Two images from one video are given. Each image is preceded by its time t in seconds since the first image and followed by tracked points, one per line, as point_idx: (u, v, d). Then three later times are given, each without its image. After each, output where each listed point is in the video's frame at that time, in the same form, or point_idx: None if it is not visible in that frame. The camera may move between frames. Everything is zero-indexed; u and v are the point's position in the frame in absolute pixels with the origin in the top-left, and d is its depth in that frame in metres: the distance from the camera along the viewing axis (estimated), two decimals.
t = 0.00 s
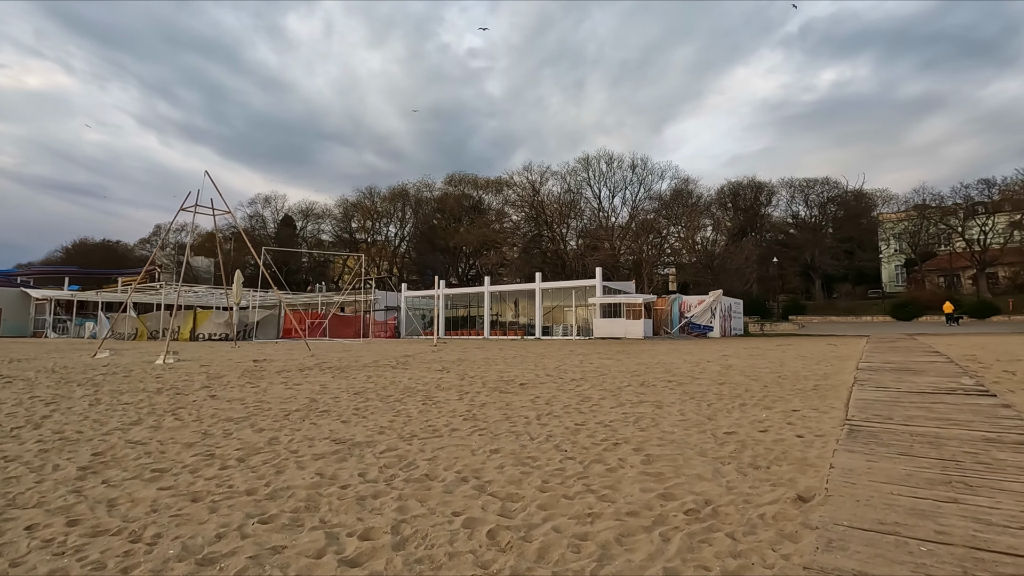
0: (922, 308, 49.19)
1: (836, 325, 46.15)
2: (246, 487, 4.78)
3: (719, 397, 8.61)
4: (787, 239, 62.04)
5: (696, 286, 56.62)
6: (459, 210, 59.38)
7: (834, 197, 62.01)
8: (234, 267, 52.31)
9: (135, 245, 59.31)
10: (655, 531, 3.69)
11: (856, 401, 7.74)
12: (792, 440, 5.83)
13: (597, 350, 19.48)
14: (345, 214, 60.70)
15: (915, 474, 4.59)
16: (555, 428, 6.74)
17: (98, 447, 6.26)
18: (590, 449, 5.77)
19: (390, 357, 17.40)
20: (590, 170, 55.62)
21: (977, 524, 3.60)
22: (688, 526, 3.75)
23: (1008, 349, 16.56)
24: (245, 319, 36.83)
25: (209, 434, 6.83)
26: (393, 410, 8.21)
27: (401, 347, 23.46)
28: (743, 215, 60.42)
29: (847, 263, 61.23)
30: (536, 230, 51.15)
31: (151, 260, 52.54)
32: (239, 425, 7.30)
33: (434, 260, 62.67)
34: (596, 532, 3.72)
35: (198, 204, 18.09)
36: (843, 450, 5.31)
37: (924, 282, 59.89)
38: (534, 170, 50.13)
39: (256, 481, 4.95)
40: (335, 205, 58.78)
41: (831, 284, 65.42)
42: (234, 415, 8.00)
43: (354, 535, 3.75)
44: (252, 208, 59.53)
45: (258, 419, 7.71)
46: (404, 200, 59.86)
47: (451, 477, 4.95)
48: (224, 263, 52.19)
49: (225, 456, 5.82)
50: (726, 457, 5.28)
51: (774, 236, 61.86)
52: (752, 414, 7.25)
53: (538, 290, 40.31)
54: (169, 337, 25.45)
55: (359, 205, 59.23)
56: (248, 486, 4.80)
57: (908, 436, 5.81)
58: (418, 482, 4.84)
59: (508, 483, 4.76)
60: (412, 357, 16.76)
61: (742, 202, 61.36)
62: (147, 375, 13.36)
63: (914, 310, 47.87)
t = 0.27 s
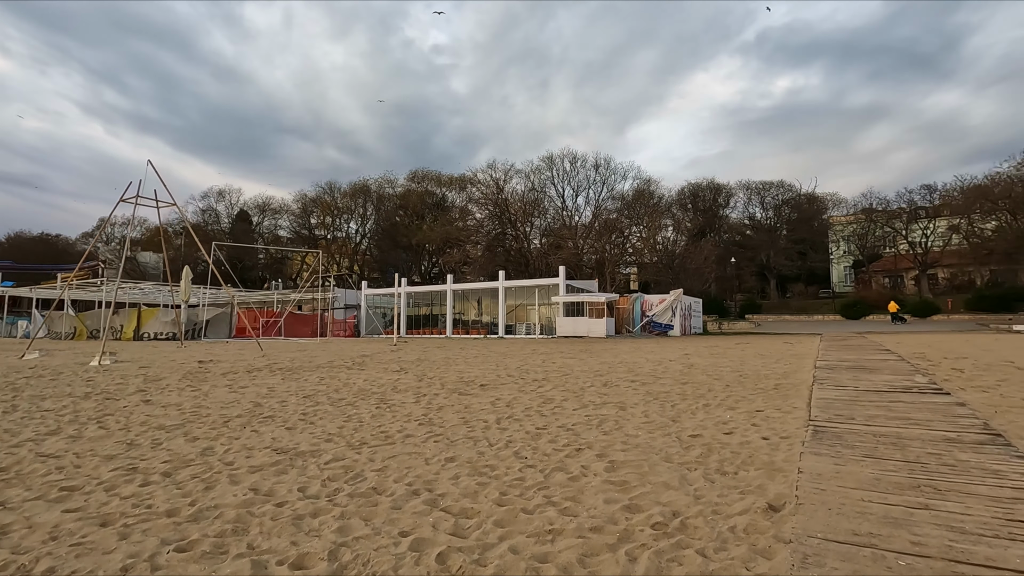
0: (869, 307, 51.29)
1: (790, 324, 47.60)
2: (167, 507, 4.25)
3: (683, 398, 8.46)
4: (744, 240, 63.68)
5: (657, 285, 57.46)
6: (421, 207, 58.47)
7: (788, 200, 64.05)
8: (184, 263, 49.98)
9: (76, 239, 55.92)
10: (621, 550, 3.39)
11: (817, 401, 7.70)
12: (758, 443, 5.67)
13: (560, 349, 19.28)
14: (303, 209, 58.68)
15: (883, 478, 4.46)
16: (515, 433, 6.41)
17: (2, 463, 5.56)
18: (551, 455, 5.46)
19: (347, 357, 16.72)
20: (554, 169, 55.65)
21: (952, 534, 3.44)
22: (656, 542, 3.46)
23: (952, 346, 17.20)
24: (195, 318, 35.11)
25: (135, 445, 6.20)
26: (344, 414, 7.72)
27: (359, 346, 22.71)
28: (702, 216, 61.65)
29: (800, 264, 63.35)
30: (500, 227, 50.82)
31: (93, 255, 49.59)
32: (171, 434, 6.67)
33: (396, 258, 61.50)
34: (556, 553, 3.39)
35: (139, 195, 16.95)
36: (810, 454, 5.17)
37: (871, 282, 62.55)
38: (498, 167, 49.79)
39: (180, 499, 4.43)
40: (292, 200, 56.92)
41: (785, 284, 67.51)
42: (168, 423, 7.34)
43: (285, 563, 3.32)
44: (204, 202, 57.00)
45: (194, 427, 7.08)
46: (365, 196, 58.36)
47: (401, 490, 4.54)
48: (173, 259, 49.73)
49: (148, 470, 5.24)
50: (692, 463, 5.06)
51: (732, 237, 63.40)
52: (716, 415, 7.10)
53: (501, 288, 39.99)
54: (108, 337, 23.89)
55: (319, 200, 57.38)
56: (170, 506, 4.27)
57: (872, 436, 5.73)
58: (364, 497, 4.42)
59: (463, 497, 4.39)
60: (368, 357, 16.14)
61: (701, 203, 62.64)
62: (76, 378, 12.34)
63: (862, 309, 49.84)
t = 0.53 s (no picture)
0: (822, 306, 53.10)
1: (747, 322, 48.81)
2: (67, 537, 3.69)
3: (648, 400, 8.25)
4: (704, 241, 65.01)
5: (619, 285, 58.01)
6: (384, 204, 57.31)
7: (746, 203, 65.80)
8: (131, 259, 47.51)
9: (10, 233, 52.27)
10: None
11: (781, 402, 7.60)
12: (725, 449, 5.45)
13: (524, 349, 18.99)
14: (260, 204, 56.01)
15: (855, 486, 4.28)
16: (474, 441, 6.02)
17: None
18: (511, 466, 5.10)
19: (301, 358, 15.96)
20: (519, 168, 55.47)
21: (931, 548, 3.25)
22: (623, 567, 3.15)
23: (902, 345, 17.75)
24: (140, 317, 33.26)
25: (46, 461, 5.51)
26: (290, 422, 7.16)
27: (316, 346, 21.85)
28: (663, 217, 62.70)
29: (758, 265, 65.06)
30: (464, 225, 50.29)
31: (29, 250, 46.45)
32: (90, 448, 5.99)
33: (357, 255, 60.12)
34: None
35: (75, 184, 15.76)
36: (778, 460, 4.99)
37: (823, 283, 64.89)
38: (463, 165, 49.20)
39: (85, 528, 3.86)
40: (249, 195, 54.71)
41: (743, 284, 69.27)
42: (89, 434, 6.63)
43: None
44: (154, 195, 54.23)
45: (118, 439, 6.41)
46: (326, 192, 56.40)
47: (344, 510, 4.10)
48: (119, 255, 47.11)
49: (55, 492, 4.61)
50: (659, 472, 4.80)
51: (692, 238, 64.64)
52: (682, 418, 6.89)
53: (465, 286, 39.51)
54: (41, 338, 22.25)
55: (277, 195, 54.83)
56: (72, 537, 3.70)
57: (839, 440, 5.60)
58: (302, 520, 3.96)
59: (413, 517, 3.98)
60: (323, 358, 15.43)
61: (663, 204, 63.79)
62: None
63: (816, 309, 51.51)
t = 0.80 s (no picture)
0: (781, 306, 54.49)
1: (710, 322, 49.66)
2: None
3: (614, 403, 7.95)
4: (669, 241, 65.93)
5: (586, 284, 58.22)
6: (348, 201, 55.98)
7: (709, 204, 67.07)
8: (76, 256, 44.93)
9: None
10: None
11: (749, 404, 7.43)
12: (695, 457, 5.18)
13: (489, 349, 18.59)
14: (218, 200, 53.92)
15: (832, 497, 4.03)
16: (429, 452, 5.59)
17: None
18: (468, 479, 4.69)
19: (254, 360, 15.13)
20: (486, 167, 55.04)
21: (919, 570, 3.00)
22: None
23: (860, 344, 18.11)
24: (84, 316, 31.35)
25: None
26: (229, 432, 6.57)
27: (272, 347, 20.90)
28: (630, 217, 63.35)
29: (721, 265, 66.34)
30: (431, 224, 49.52)
31: None
32: None
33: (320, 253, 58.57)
34: None
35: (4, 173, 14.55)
36: (751, 469, 4.73)
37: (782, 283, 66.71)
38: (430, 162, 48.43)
39: None
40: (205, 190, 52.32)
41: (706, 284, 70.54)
42: None
43: None
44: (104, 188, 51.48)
45: (28, 454, 5.70)
46: (288, 187, 54.69)
47: (275, 538, 3.61)
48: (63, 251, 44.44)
49: None
50: (626, 485, 4.47)
51: (658, 238, 65.45)
52: (649, 423, 6.61)
53: (431, 286, 38.87)
54: None
55: (236, 190, 52.87)
56: None
57: (810, 445, 5.39)
58: (224, 551, 3.45)
59: (354, 544, 3.53)
60: (278, 360, 14.69)
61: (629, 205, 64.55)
62: None
63: (776, 309, 52.78)
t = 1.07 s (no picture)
0: (746, 306, 55.53)
1: (678, 322, 50.21)
2: None
3: (580, 408, 7.64)
4: (638, 242, 66.47)
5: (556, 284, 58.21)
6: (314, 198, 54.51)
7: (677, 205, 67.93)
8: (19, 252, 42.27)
9: None
10: None
11: (718, 409, 7.20)
12: (663, 469, 4.88)
13: (455, 350, 18.13)
14: (177, 194, 50.88)
15: (808, 515, 3.76)
16: (379, 466, 5.13)
17: None
18: (418, 499, 4.27)
19: (204, 363, 14.27)
20: (456, 165, 54.36)
21: None
22: None
23: (823, 344, 18.32)
24: (26, 317, 29.42)
25: None
26: (160, 446, 5.98)
27: (228, 349, 19.91)
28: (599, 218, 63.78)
29: (688, 265, 67.17)
30: (400, 222, 48.60)
31: None
32: None
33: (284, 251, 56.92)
34: None
35: None
36: (722, 483, 4.44)
37: (747, 284, 68.11)
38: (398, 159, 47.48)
39: None
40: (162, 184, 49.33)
41: (674, 284, 71.33)
42: None
43: None
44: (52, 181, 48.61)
45: None
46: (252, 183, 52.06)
47: None
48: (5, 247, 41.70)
49: None
50: (590, 503, 4.12)
51: (627, 239, 65.90)
52: (616, 431, 6.30)
53: (398, 285, 38.09)
54: None
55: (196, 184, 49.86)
56: None
57: (783, 454, 5.16)
58: None
59: None
60: (231, 363, 13.92)
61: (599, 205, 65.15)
62: None
63: (741, 309, 53.72)
